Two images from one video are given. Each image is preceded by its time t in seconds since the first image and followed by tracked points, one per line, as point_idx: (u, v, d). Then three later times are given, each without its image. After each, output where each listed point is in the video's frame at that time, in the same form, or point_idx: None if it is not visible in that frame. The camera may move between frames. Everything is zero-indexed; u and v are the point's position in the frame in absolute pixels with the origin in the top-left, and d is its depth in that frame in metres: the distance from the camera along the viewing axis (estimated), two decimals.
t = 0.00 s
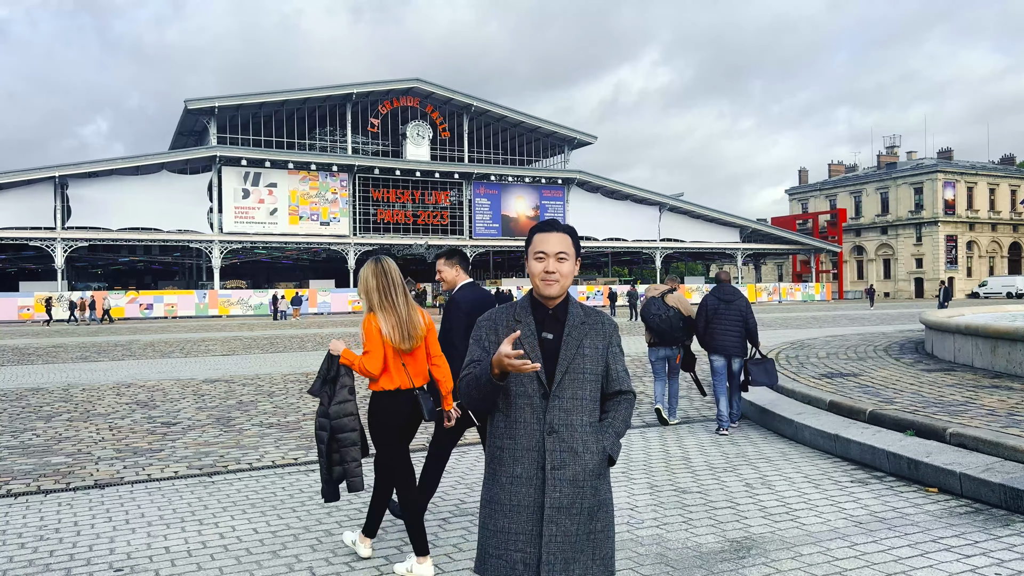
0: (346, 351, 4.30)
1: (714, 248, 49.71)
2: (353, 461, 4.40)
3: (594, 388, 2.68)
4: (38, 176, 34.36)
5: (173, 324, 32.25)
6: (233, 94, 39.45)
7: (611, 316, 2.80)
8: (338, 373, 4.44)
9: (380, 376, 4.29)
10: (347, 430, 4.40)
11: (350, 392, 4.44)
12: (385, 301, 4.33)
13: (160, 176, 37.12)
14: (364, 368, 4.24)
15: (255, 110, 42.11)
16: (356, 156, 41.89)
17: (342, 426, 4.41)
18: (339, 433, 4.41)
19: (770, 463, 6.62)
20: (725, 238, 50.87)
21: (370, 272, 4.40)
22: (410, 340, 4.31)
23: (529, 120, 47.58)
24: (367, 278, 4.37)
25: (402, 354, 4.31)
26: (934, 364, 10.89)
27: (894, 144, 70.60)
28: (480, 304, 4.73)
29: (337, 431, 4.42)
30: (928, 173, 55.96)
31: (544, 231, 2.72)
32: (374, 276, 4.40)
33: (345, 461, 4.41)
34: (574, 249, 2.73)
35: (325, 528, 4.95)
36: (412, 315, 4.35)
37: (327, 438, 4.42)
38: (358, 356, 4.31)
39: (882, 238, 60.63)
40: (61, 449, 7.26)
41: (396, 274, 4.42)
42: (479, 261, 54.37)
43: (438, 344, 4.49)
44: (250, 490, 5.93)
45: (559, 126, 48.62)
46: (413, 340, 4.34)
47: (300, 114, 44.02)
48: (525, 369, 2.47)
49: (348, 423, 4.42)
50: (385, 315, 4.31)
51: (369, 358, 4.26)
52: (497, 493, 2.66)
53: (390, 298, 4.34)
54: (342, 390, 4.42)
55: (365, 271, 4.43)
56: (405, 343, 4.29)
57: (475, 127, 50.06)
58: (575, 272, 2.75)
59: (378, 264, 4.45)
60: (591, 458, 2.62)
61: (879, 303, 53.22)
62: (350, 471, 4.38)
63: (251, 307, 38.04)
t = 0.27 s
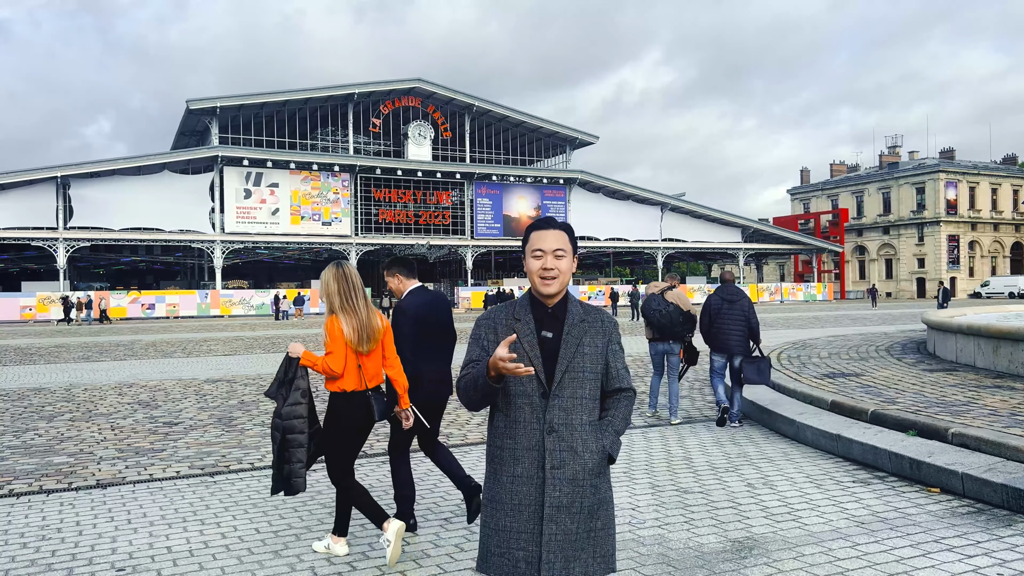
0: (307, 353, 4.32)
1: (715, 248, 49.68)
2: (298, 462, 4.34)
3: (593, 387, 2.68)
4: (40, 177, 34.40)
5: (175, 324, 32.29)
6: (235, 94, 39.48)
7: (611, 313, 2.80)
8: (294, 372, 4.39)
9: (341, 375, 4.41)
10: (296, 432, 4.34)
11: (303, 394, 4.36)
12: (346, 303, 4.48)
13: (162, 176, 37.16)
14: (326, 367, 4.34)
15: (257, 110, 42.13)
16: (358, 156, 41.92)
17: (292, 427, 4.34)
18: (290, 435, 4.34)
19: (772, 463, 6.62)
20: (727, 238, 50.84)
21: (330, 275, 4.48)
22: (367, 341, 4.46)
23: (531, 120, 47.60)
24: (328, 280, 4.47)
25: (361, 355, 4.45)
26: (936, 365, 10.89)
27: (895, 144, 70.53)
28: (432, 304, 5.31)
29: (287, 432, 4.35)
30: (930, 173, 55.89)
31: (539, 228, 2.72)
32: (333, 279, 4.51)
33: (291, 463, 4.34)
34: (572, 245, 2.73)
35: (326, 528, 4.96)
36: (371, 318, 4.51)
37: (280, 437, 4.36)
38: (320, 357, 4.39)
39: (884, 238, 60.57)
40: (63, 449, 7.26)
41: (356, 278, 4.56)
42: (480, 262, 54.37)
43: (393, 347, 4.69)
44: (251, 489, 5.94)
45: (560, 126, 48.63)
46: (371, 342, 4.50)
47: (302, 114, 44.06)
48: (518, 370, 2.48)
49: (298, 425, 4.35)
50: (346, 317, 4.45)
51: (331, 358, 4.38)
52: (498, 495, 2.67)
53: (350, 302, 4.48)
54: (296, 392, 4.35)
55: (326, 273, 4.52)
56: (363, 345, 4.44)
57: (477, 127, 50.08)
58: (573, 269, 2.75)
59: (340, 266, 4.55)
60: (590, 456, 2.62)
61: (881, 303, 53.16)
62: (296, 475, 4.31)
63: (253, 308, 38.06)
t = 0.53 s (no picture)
0: (271, 345, 4.31)
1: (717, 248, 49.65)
2: (260, 452, 4.35)
3: (593, 386, 2.68)
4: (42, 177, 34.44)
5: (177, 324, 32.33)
6: (236, 94, 39.50)
7: (609, 312, 2.80)
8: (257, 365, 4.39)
9: (303, 370, 4.39)
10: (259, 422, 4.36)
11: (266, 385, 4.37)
12: (311, 302, 4.45)
13: (164, 176, 37.18)
14: (288, 361, 4.31)
15: (258, 110, 42.16)
16: (359, 156, 41.92)
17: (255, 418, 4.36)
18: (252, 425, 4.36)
19: (773, 463, 6.62)
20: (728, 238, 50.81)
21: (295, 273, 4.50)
22: (332, 337, 4.47)
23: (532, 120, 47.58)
24: (293, 279, 4.47)
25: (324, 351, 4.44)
26: (938, 364, 10.86)
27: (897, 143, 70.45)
28: (395, 300, 5.14)
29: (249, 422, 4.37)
30: (931, 173, 55.83)
31: (533, 228, 2.71)
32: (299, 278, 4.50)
33: (252, 453, 4.36)
34: (566, 244, 2.72)
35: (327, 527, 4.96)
36: (336, 315, 4.54)
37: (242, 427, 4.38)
38: (283, 351, 4.37)
39: (886, 237, 60.49)
40: (65, 449, 7.26)
41: (321, 277, 4.54)
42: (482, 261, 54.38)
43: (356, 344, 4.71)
44: (253, 489, 5.95)
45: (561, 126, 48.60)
46: (336, 337, 4.50)
47: (303, 114, 44.09)
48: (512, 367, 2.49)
49: (260, 416, 4.36)
50: (310, 314, 4.43)
51: (295, 353, 4.36)
52: (498, 494, 2.66)
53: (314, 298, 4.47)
54: (259, 383, 4.35)
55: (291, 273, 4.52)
56: (329, 340, 4.45)
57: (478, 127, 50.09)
58: (568, 267, 2.75)
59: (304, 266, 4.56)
60: (589, 456, 2.61)
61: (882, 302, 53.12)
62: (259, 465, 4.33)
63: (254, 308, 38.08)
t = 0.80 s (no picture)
0: (230, 349, 4.46)
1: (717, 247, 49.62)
2: (235, 452, 4.47)
3: (590, 385, 2.69)
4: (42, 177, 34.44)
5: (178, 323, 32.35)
6: (236, 94, 39.49)
7: (606, 310, 2.81)
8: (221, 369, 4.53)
9: (260, 373, 4.55)
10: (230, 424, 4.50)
11: (234, 387, 4.54)
12: (268, 306, 4.63)
13: (164, 175, 37.19)
14: (245, 364, 4.47)
15: (258, 109, 42.16)
16: (359, 156, 41.92)
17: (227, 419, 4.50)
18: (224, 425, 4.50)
19: (773, 462, 6.61)
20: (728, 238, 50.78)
21: (254, 278, 4.63)
22: (288, 341, 4.64)
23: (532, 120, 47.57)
24: (251, 284, 4.62)
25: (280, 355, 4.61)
26: (938, 364, 10.85)
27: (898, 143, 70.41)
28: (365, 303, 5.32)
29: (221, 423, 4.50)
30: (931, 173, 55.80)
31: (525, 226, 2.70)
32: (257, 283, 4.64)
33: (226, 454, 4.47)
34: (559, 242, 2.73)
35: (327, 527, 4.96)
36: (292, 320, 4.70)
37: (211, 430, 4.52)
38: (241, 354, 4.52)
39: (886, 237, 60.45)
40: (65, 448, 7.27)
41: (278, 281, 4.68)
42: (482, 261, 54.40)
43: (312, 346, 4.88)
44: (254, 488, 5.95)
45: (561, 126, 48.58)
46: (291, 342, 4.66)
47: (303, 114, 44.09)
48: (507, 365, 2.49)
49: (231, 417, 4.51)
50: (266, 319, 4.61)
51: (251, 357, 4.51)
52: (497, 493, 2.66)
53: (271, 303, 4.63)
54: (226, 386, 4.52)
55: (250, 277, 4.65)
56: (285, 344, 4.62)
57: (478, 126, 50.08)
58: (562, 265, 2.76)
59: (262, 272, 4.69)
60: (587, 454, 2.62)
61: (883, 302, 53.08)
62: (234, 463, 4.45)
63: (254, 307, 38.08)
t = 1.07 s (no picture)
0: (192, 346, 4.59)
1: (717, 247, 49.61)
2: (203, 441, 4.58)
3: (588, 384, 2.69)
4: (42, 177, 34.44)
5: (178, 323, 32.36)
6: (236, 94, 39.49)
7: (603, 309, 2.81)
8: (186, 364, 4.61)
9: (221, 368, 4.65)
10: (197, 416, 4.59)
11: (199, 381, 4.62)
12: (228, 304, 4.72)
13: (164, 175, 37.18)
14: (206, 360, 4.59)
15: (258, 109, 42.15)
16: (359, 156, 41.93)
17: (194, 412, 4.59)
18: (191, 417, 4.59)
19: (774, 462, 6.61)
20: (728, 237, 50.78)
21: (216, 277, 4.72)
22: (248, 339, 4.74)
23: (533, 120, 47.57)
24: (212, 283, 4.71)
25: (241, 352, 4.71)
26: (938, 364, 10.85)
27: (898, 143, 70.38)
28: (336, 301, 5.53)
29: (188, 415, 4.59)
30: (931, 172, 55.80)
31: (519, 228, 2.71)
32: (220, 282, 4.73)
33: (193, 444, 4.58)
34: (553, 242, 2.73)
35: (328, 527, 4.96)
36: (252, 318, 4.80)
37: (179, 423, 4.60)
38: (202, 350, 4.65)
39: (886, 237, 60.43)
40: (66, 449, 7.28)
41: (241, 280, 4.79)
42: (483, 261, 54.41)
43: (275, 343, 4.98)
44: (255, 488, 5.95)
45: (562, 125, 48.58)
46: (251, 339, 4.76)
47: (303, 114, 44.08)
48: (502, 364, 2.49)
49: (198, 408, 4.59)
50: (225, 316, 4.71)
51: (211, 353, 4.63)
52: (497, 493, 2.65)
53: (232, 302, 4.74)
54: (192, 380, 4.60)
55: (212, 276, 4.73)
56: (244, 341, 4.71)
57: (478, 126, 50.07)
58: (556, 265, 2.76)
59: (225, 271, 4.78)
60: (586, 454, 2.62)
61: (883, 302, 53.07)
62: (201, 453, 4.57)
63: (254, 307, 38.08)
